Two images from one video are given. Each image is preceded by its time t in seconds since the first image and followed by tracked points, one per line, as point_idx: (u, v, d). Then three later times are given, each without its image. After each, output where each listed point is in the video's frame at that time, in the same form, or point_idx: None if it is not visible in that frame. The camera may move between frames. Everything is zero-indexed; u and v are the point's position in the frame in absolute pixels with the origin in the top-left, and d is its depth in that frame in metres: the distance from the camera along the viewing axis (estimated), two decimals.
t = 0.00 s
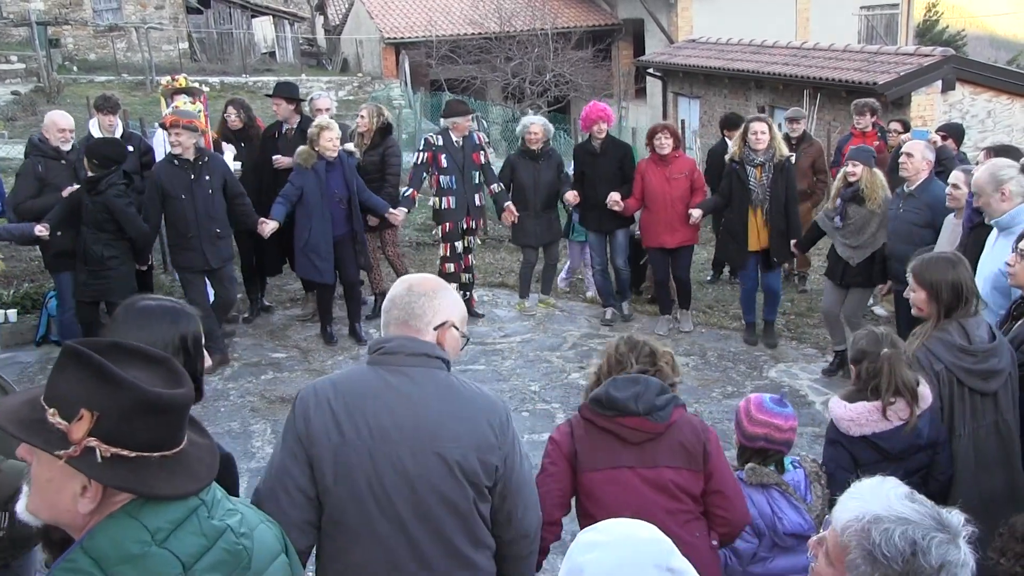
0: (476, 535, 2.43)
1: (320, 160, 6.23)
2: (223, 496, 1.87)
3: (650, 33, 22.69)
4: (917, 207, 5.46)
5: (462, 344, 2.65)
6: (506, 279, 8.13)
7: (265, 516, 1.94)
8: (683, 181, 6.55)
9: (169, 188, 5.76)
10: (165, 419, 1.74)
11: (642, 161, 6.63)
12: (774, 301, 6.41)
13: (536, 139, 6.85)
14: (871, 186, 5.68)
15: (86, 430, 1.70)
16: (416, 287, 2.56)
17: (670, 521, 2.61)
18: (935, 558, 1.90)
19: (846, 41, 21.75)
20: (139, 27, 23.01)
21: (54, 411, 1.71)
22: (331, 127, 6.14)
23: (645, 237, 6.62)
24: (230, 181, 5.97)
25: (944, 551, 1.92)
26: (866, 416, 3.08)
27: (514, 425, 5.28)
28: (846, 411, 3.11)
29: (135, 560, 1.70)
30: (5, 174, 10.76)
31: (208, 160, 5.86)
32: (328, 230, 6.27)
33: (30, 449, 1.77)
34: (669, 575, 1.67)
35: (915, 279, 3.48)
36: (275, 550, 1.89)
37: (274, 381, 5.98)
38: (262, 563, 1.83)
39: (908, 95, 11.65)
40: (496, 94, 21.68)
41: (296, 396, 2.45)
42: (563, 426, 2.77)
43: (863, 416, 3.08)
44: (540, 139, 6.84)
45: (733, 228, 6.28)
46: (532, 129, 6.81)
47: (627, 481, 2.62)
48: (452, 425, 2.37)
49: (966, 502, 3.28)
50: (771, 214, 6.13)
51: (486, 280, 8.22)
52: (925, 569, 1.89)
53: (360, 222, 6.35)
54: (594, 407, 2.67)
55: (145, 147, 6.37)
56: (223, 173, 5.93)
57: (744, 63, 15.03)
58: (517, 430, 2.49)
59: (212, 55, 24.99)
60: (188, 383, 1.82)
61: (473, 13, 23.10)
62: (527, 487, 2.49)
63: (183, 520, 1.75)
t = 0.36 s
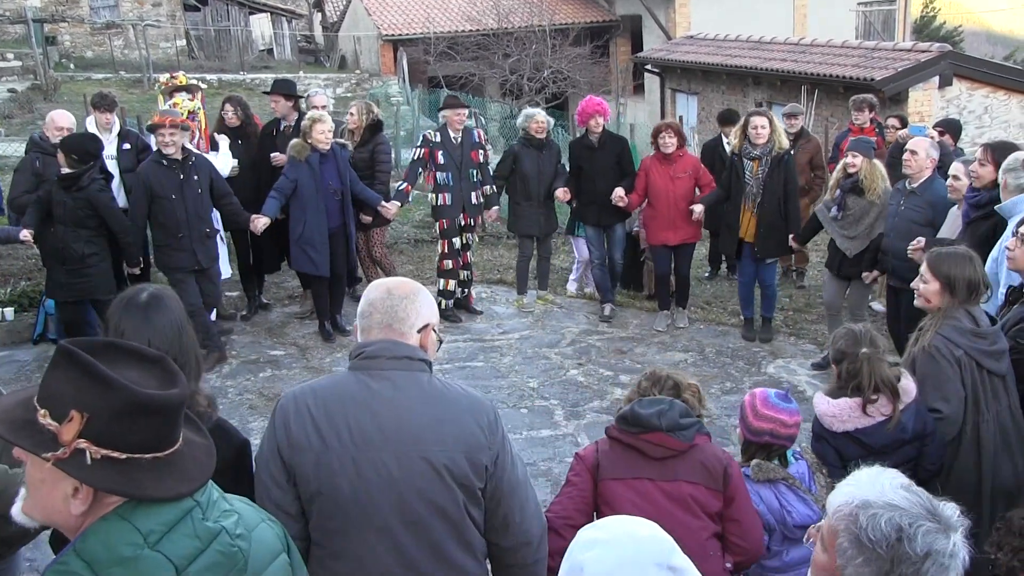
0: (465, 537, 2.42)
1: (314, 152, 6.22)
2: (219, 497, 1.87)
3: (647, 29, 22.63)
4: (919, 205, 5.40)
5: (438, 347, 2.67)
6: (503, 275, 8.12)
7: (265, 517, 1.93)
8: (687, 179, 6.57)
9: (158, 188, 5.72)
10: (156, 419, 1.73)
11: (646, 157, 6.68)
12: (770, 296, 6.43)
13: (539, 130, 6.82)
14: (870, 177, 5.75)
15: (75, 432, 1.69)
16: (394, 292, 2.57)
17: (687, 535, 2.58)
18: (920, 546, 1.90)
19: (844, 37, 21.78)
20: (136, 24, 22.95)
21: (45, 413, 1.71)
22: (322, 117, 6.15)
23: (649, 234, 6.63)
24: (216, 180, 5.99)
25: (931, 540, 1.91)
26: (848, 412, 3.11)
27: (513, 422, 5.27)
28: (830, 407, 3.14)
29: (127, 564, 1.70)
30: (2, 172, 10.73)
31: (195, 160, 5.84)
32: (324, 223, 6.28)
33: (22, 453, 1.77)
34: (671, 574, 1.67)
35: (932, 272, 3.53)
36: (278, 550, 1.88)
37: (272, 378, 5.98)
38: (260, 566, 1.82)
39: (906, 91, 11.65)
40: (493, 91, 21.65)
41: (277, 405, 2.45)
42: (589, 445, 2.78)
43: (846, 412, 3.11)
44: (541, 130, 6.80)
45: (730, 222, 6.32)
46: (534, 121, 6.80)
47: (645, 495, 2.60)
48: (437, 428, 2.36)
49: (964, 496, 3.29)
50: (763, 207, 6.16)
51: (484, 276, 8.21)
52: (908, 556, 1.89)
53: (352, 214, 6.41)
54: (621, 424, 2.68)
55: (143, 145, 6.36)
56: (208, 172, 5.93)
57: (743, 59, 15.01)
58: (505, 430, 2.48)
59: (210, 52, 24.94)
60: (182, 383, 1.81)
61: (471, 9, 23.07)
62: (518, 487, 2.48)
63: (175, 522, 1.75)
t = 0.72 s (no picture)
0: (473, 529, 2.43)
1: (310, 152, 6.23)
2: (218, 496, 1.87)
3: (644, 27, 22.61)
4: (916, 204, 5.40)
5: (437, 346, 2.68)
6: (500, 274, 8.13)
7: (264, 516, 1.93)
8: (683, 172, 6.64)
9: (142, 189, 5.68)
10: (153, 418, 1.74)
11: (643, 152, 6.73)
12: (768, 295, 6.45)
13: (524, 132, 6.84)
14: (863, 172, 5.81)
15: (72, 429, 1.70)
16: (397, 289, 2.58)
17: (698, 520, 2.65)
18: (874, 548, 1.95)
19: (840, 36, 21.81)
20: (132, 23, 22.91)
21: (42, 410, 1.72)
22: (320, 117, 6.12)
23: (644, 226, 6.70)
24: (201, 177, 5.95)
25: (889, 544, 1.95)
26: (842, 400, 3.12)
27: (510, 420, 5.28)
28: (826, 393, 3.16)
29: (122, 562, 1.70)
30: None
31: (180, 161, 5.81)
32: (320, 222, 6.29)
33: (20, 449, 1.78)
34: (671, 569, 1.67)
35: (936, 266, 3.52)
36: (276, 550, 1.88)
37: (269, 377, 5.99)
38: (258, 567, 1.82)
39: (902, 89, 11.67)
40: (490, 90, 21.63)
41: (281, 403, 2.44)
42: (586, 413, 2.75)
43: (838, 399, 3.13)
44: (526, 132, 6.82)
45: (728, 218, 6.35)
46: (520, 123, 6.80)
47: (657, 482, 2.63)
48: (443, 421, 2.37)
49: (958, 491, 3.30)
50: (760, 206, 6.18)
51: (481, 275, 8.22)
52: (863, 556, 1.96)
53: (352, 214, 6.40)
54: (629, 398, 2.65)
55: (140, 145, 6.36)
56: (193, 171, 5.89)
57: (739, 58, 15.02)
58: (510, 421, 2.50)
59: (207, 51, 24.91)
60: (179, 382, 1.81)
61: (468, 8, 23.07)
62: (524, 479, 2.50)
63: (172, 521, 1.76)
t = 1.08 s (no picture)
0: (505, 533, 2.42)
1: (301, 154, 6.23)
2: (216, 499, 1.87)
3: (642, 28, 22.61)
4: (908, 201, 5.45)
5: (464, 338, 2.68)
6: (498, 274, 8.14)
7: (264, 518, 1.93)
8: (675, 172, 6.65)
9: (132, 190, 5.67)
10: (150, 420, 1.73)
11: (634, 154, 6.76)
12: (766, 294, 6.44)
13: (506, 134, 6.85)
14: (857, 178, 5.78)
15: (67, 431, 1.70)
16: (433, 284, 2.54)
17: (696, 524, 2.74)
18: (868, 556, 1.94)
19: (838, 36, 21.84)
20: (130, 23, 22.88)
21: (39, 411, 1.72)
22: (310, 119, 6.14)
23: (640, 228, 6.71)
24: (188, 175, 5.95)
25: (883, 552, 1.95)
26: (853, 397, 3.11)
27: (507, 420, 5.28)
28: (837, 391, 3.15)
29: (117, 565, 1.70)
30: None
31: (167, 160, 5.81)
32: (309, 223, 6.28)
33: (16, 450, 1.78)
34: (667, 567, 1.68)
35: (932, 270, 3.54)
36: (277, 552, 1.88)
37: (267, 377, 5.99)
38: (256, 570, 1.82)
39: (900, 90, 11.68)
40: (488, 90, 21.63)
41: (320, 399, 2.42)
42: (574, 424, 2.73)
43: (849, 397, 3.12)
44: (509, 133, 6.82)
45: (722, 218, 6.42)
46: (502, 124, 6.82)
47: (659, 495, 2.69)
48: (478, 424, 2.37)
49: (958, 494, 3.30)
50: (751, 204, 6.23)
51: (478, 276, 8.23)
52: (857, 564, 1.96)
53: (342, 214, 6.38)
54: (624, 416, 2.64)
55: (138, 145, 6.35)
56: (180, 168, 5.88)
57: (737, 58, 15.03)
58: (542, 424, 2.50)
59: (204, 51, 24.89)
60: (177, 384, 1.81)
61: (466, 8, 23.07)
62: (555, 481, 2.49)
63: (168, 523, 1.76)
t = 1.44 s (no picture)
0: (512, 533, 2.43)
1: (294, 152, 6.24)
2: (216, 501, 1.87)
3: (641, 28, 22.65)
4: (903, 199, 5.45)
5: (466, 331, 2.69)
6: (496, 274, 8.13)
7: (265, 520, 1.93)
8: (674, 171, 6.67)
9: (125, 190, 5.67)
10: (150, 421, 1.73)
11: (635, 150, 6.77)
12: (762, 292, 6.45)
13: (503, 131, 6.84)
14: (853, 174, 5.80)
15: (66, 432, 1.70)
16: (448, 282, 2.53)
17: (711, 520, 2.76)
18: (882, 536, 1.95)
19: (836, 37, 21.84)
20: (128, 23, 22.84)
21: (39, 412, 1.72)
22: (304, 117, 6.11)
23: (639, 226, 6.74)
24: (177, 176, 5.97)
25: (895, 532, 1.95)
26: (849, 403, 3.07)
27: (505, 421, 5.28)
28: (833, 398, 3.12)
29: (114, 567, 1.70)
30: None
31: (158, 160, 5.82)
32: (299, 221, 6.28)
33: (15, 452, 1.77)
34: (661, 567, 1.66)
35: (931, 268, 3.56)
36: (279, 554, 1.88)
37: (266, 378, 5.98)
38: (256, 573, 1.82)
39: (898, 90, 11.69)
40: (487, 91, 21.62)
41: (327, 398, 2.42)
42: (592, 426, 2.70)
43: (845, 403, 3.08)
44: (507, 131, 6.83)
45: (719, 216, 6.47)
46: (498, 121, 6.83)
47: (679, 495, 2.69)
48: (487, 424, 2.38)
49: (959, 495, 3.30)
50: (745, 202, 6.27)
51: (476, 276, 8.22)
52: (870, 545, 1.95)
53: (335, 216, 6.37)
54: (646, 419, 2.62)
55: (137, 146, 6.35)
56: (170, 167, 5.90)
57: (735, 58, 15.04)
58: (549, 424, 2.50)
59: (202, 51, 24.90)
60: (178, 386, 1.80)
61: (464, 9, 23.07)
62: (560, 480, 2.49)
63: (167, 525, 1.76)
